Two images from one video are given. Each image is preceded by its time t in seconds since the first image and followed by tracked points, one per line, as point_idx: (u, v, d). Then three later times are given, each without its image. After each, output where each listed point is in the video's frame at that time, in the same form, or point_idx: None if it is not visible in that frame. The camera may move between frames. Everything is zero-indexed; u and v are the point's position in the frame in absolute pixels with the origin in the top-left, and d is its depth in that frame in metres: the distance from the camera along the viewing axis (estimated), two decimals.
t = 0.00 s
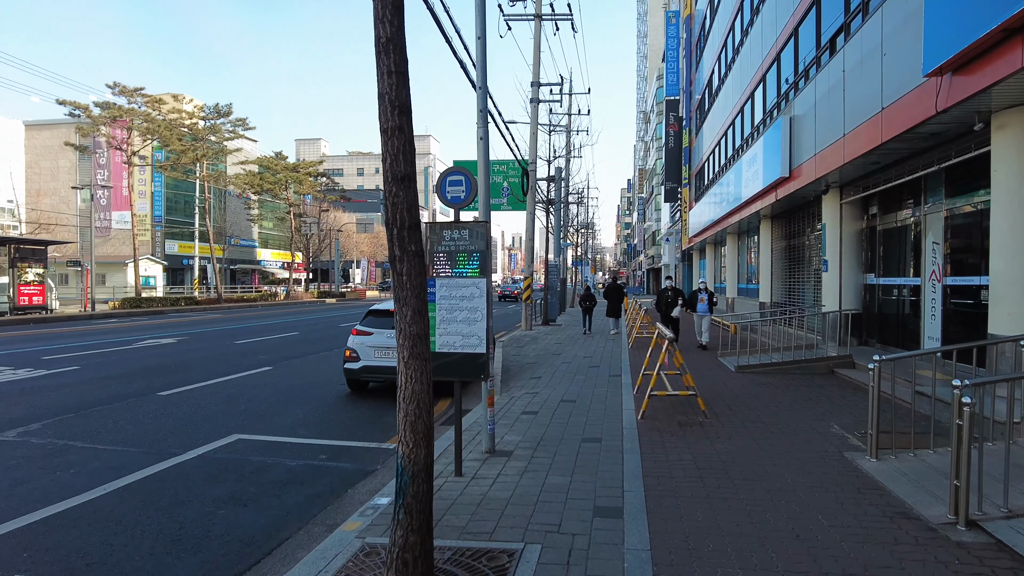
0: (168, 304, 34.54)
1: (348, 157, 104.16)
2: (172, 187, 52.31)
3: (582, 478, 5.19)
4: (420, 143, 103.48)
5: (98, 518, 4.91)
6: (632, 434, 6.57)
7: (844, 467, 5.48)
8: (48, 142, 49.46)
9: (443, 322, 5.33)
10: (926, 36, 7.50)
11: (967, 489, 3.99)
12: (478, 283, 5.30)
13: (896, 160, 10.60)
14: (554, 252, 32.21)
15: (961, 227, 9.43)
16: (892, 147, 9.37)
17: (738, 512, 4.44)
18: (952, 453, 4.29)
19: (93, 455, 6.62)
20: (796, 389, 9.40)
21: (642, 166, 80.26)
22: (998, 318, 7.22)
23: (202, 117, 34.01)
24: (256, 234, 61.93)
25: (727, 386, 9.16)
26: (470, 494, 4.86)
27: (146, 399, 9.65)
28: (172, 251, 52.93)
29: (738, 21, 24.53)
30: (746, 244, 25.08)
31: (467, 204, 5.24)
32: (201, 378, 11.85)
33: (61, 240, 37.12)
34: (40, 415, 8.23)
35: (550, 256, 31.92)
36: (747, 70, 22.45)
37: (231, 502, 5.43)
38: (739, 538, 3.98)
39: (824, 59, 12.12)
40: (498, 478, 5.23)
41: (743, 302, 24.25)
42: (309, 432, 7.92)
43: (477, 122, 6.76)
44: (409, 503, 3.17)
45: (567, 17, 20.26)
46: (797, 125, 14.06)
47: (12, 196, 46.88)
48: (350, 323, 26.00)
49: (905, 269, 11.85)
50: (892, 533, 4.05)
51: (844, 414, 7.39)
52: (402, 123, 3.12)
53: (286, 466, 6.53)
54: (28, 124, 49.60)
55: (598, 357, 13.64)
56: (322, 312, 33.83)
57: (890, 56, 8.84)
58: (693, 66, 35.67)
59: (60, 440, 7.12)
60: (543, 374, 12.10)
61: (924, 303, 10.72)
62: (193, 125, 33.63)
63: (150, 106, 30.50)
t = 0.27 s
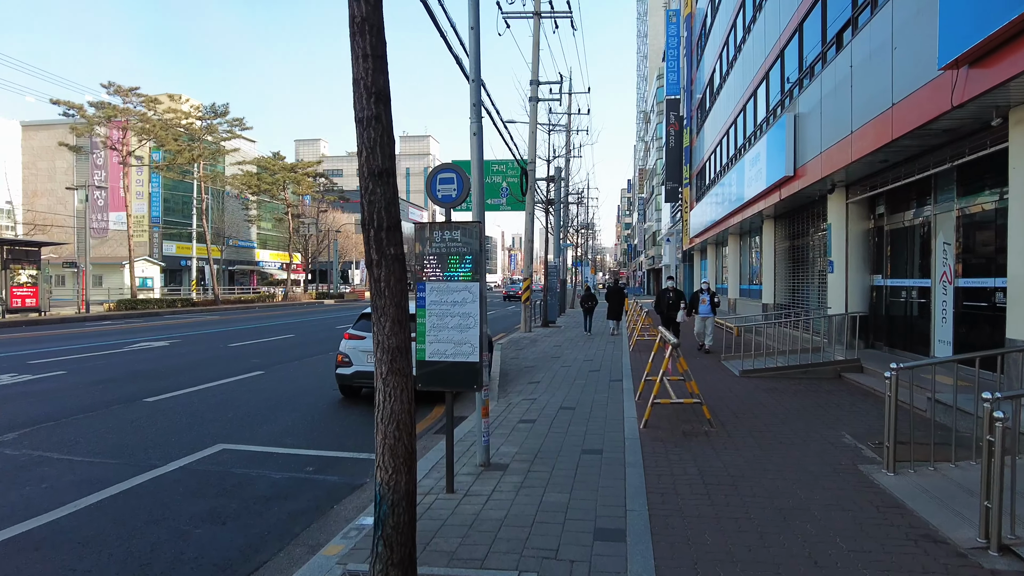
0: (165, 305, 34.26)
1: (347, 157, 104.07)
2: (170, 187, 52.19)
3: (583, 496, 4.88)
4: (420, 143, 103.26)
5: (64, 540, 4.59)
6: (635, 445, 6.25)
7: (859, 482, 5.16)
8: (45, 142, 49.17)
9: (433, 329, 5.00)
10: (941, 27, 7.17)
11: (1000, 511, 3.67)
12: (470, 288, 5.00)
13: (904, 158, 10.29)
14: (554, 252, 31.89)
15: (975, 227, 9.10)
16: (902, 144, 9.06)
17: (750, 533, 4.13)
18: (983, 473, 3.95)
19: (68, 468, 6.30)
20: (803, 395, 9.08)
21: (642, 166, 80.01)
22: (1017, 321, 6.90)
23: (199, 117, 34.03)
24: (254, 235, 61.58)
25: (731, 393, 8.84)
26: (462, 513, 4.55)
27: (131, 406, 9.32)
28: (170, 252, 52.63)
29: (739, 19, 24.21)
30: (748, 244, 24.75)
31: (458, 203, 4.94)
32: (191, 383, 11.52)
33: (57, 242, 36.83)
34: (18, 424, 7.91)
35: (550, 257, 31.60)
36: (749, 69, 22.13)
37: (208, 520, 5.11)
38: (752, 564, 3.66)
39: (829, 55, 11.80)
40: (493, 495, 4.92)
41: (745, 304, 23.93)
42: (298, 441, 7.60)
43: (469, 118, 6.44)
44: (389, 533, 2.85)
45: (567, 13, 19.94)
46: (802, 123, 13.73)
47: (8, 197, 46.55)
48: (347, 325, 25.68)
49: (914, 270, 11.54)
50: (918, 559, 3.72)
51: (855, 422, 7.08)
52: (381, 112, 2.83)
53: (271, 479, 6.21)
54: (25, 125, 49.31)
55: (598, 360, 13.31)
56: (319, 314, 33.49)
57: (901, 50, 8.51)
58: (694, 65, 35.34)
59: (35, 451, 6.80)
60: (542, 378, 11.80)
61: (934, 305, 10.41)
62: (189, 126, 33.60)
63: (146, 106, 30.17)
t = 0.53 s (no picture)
0: (161, 305, 33.98)
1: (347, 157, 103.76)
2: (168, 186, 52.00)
3: (584, 506, 4.58)
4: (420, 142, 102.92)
5: (27, 554, 4.27)
6: (639, 451, 5.92)
7: (879, 490, 4.84)
8: (42, 141, 48.86)
9: (424, 329, 4.67)
10: (961, 11, 6.82)
11: None
12: (464, 284, 4.67)
13: (916, 151, 9.95)
14: (554, 251, 31.58)
15: (991, 222, 8.78)
16: (915, 136, 8.73)
17: (765, 549, 3.81)
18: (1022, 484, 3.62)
19: (41, 474, 5.98)
20: (812, 396, 8.75)
21: (643, 166, 79.64)
22: None
23: (197, 116, 34.12)
24: (253, 234, 61.29)
25: (738, 394, 8.51)
26: (455, 526, 4.24)
27: (115, 408, 9.00)
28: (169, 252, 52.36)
29: (742, 14, 23.85)
30: (751, 243, 24.41)
31: (451, 192, 4.61)
32: (180, 384, 11.20)
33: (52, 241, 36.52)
34: None
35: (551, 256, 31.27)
36: (752, 64, 21.77)
37: (184, 532, 4.79)
38: None
39: (837, 46, 11.46)
40: (489, 505, 4.62)
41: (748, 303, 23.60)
42: (286, 445, 7.27)
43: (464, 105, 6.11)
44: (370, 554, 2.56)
45: (567, 8, 19.60)
46: (808, 117, 13.40)
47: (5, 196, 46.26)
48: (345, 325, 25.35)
49: (924, 268, 11.22)
50: None
51: (868, 425, 6.76)
52: (356, 81, 2.51)
53: (255, 486, 5.89)
54: (22, 123, 49.00)
55: (599, 360, 12.99)
56: (317, 313, 33.16)
57: (916, 37, 8.17)
58: (695, 62, 34.99)
59: (9, 456, 6.48)
60: (541, 378, 11.48)
61: (946, 304, 10.08)
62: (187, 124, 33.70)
63: (142, 103, 29.87)
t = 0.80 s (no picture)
0: (157, 305, 33.63)
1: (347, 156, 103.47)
2: (165, 185, 51.63)
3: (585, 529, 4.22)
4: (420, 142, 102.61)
5: None
6: (643, 465, 5.58)
7: (903, 509, 4.48)
8: (39, 140, 48.53)
9: (411, 336, 4.34)
10: None
11: None
12: (455, 288, 4.33)
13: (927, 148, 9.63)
14: (554, 251, 31.20)
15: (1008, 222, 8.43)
16: (928, 132, 8.39)
17: None
18: None
19: (8, 488, 5.64)
20: (821, 403, 8.41)
21: (643, 165, 79.19)
22: None
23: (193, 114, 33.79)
24: (252, 234, 60.90)
25: (746, 402, 8.18)
26: (443, 552, 3.89)
27: (97, 415, 8.65)
28: (166, 252, 51.99)
29: (744, 10, 23.47)
30: (754, 242, 24.04)
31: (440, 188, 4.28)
32: (168, 389, 10.85)
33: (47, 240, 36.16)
34: None
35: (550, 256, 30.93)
36: (755, 62, 21.45)
37: (152, 554, 4.44)
38: None
39: (846, 40, 11.12)
40: (482, 528, 4.27)
41: (751, 304, 23.24)
42: (271, 457, 6.90)
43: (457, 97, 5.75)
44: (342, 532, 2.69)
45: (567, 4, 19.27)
46: (813, 114, 13.07)
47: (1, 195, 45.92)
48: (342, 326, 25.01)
49: (934, 269, 10.87)
50: None
51: (883, 435, 6.42)
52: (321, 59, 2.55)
53: (234, 501, 5.54)
54: (18, 122, 48.68)
55: (600, 363, 12.62)
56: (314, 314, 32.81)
57: (931, 28, 7.84)
58: (697, 60, 34.65)
59: None
60: (541, 383, 11.14)
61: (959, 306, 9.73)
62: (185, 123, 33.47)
63: (137, 101, 29.50)
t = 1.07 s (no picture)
0: (152, 304, 33.26)
1: (345, 155, 103.16)
2: (162, 184, 51.25)
3: (585, 543, 3.90)
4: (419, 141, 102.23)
5: None
6: (645, 472, 5.25)
7: (927, 521, 4.15)
8: (34, 138, 48.12)
9: (394, 335, 4.01)
10: None
11: None
12: (442, 281, 3.99)
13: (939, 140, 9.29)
14: (553, 250, 30.84)
15: None
16: (944, 121, 8.03)
17: None
18: None
19: None
20: (829, 404, 8.08)
21: (643, 164, 78.80)
22: None
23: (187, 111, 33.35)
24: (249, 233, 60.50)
25: (751, 403, 7.85)
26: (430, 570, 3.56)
27: (76, 417, 8.31)
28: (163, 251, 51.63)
29: (746, 5, 23.12)
30: (755, 240, 23.69)
31: (426, 174, 3.95)
32: (154, 389, 10.51)
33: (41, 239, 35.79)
34: None
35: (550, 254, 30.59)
36: (756, 57, 21.14)
37: (115, 569, 4.11)
38: None
39: (853, 30, 10.79)
40: (472, 543, 3.94)
41: (753, 303, 22.89)
42: (254, 461, 6.57)
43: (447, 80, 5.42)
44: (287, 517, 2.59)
45: None
46: (818, 107, 12.73)
47: None
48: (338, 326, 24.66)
49: (943, 265, 10.55)
50: None
51: (897, 439, 6.09)
52: (271, 12, 2.52)
53: (210, 509, 5.21)
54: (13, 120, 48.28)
55: (600, 363, 12.29)
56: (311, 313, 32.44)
57: (947, 12, 7.50)
58: (697, 57, 34.32)
59: None
60: (538, 383, 10.82)
61: (971, 303, 9.40)
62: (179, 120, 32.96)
63: (131, 98, 29.11)
